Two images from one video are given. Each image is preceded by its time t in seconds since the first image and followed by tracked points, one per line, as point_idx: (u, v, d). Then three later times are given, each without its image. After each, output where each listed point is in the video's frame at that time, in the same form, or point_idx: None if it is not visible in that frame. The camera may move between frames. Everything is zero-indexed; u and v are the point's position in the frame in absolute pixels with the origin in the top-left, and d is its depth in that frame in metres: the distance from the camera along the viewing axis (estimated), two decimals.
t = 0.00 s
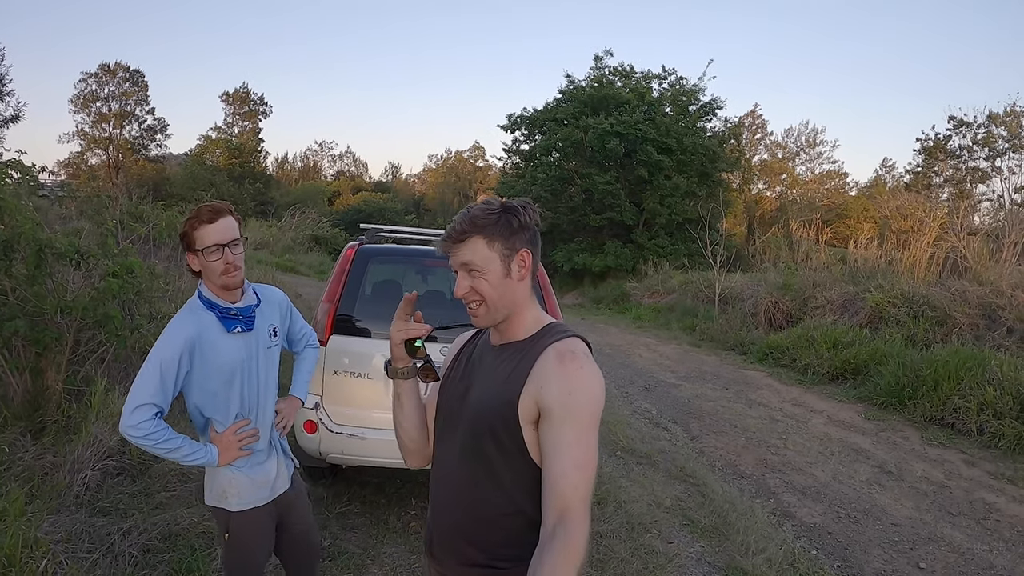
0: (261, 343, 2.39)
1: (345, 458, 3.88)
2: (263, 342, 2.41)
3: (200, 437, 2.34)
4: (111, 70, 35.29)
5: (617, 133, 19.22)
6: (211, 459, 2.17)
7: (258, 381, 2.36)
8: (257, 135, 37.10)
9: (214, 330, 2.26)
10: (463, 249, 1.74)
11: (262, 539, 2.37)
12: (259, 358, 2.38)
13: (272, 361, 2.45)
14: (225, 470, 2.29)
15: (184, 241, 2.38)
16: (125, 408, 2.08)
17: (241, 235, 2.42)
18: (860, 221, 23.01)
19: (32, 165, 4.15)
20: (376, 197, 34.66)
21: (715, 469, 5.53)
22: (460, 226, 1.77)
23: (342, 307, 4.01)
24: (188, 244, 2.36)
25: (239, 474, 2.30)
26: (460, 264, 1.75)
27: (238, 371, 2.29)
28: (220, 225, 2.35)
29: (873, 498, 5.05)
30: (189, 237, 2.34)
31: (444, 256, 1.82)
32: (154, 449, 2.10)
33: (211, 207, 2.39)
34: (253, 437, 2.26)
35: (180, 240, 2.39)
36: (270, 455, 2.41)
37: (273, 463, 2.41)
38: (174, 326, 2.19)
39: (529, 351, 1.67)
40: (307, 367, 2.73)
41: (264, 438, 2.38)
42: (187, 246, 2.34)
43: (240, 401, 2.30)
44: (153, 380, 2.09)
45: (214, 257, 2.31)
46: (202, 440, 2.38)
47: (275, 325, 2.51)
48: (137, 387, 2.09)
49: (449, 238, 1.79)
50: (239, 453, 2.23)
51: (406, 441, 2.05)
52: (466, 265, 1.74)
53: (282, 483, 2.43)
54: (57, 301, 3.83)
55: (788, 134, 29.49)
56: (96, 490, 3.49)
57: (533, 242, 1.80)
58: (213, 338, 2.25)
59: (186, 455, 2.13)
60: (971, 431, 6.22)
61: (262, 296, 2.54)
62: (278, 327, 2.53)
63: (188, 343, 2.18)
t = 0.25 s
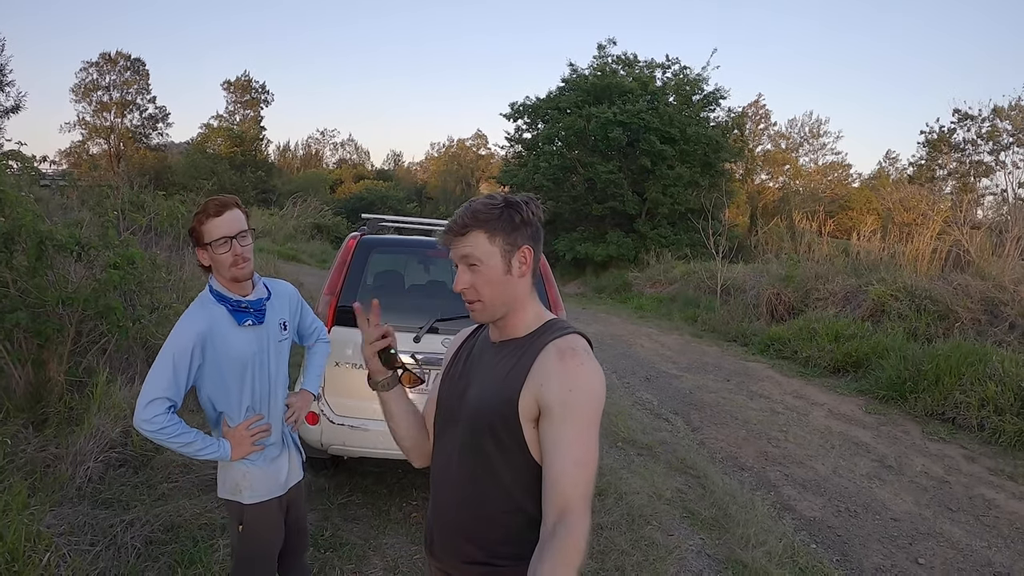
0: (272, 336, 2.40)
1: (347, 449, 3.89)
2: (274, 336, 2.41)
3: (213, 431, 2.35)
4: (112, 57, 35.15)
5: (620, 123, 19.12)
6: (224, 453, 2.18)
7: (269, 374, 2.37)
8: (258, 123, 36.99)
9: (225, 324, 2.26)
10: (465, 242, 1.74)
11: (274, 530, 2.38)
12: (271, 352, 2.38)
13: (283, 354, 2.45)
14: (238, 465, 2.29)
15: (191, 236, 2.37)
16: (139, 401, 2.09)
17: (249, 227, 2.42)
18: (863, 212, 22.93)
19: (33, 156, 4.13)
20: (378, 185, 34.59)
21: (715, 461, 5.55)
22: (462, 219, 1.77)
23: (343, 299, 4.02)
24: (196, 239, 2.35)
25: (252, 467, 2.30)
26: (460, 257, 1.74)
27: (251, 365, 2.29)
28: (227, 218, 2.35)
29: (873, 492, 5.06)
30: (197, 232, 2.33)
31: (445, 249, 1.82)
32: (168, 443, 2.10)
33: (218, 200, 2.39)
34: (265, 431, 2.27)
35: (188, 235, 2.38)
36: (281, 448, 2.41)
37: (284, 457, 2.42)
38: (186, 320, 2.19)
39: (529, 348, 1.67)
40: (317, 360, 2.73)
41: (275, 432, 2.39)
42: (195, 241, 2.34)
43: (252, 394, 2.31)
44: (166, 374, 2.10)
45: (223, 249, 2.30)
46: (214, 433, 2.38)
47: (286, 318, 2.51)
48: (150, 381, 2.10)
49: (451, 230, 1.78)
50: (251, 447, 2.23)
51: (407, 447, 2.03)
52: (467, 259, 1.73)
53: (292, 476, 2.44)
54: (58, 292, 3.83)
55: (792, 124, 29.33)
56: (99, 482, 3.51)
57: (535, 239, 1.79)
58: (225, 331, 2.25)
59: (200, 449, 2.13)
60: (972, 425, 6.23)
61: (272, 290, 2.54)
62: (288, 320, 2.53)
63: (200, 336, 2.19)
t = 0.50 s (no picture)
0: (275, 336, 2.39)
1: (342, 451, 3.88)
2: (277, 335, 2.40)
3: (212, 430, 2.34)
4: (109, 56, 35.08)
5: (617, 128, 19.19)
6: (224, 453, 2.17)
7: (271, 374, 2.36)
8: (255, 123, 36.95)
9: (230, 322, 2.26)
10: (467, 242, 1.75)
11: (270, 531, 2.37)
12: (273, 352, 2.37)
13: (284, 354, 2.45)
14: (236, 465, 2.28)
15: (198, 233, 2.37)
16: (143, 397, 2.08)
17: (257, 227, 2.42)
18: (858, 220, 23.04)
19: (30, 153, 4.12)
20: (374, 188, 34.57)
21: (710, 466, 5.56)
22: (465, 218, 1.77)
23: (341, 301, 4.02)
24: (203, 237, 2.35)
25: (249, 468, 2.29)
26: (461, 256, 1.75)
27: (253, 364, 2.29)
28: (235, 218, 2.35)
29: (867, 498, 5.08)
30: (205, 230, 2.33)
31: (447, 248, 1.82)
32: (169, 440, 2.09)
33: (227, 199, 2.39)
34: (264, 432, 2.26)
35: (196, 232, 2.38)
36: (280, 450, 2.41)
37: (282, 459, 2.41)
38: (192, 317, 2.19)
39: (528, 351, 1.67)
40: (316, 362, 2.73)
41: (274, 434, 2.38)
42: (202, 238, 2.33)
43: (253, 394, 2.30)
44: (170, 371, 2.09)
45: (230, 248, 2.30)
46: (212, 432, 2.37)
47: (288, 319, 2.51)
48: (154, 377, 2.09)
49: (453, 229, 1.79)
50: (250, 448, 2.23)
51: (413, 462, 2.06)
52: (468, 258, 1.74)
53: (289, 478, 2.43)
54: (53, 290, 3.82)
55: (788, 132, 29.48)
56: (93, 481, 3.49)
57: (536, 243, 1.79)
58: (229, 329, 2.25)
59: (201, 448, 2.12)
60: (965, 433, 6.26)
61: (276, 290, 2.54)
62: (291, 320, 2.53)
63: (206, 333, 2.18)
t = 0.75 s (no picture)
0: (274, 332, 2.40)
1: (342, 448, 3.88)
2: (276, 331, 2.41)
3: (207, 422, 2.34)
4: (116, 49, 35.14)
5: (621, 132, 19.20)
6: (218, 447, 2.18)
7: (268, 369, 2.37)
8: (260, 119, 36.99)
9: (231, 316, 2.26)
10: (464, 247, 1.75)
11: (264, 527, 2.37)
12: (271, 347, 2.38)
13: (283, 350, 2.46)
14: (229, 459, 2.29)
15: (206, 225, 2.38)
16: (140, 386, 2.08)
17: (265, 222, 2.43)
18: (861, 228, 23.02)
19: (36, 144, 4.13)
20: (377, 186, 34.59)
21: (708, 471, 5.55)
22: (461, 224, 1.77)
23: (343, 298, 4.02)
24: (211, 228, 2.36)
25: (242, 463, 2.29)
26: (460, 262, 1.75)
27: (251, 359, 2.30)
28: (245, 212, 2.36)
29: (864, 506, 5.08)
30: (213, 222, 2.34)
31: (445, 254, 1.83)
32: (164, 431, 2.10)
33: (236, 193, 2.40)
34: (259, 427, 2.26)
35: (203, 222, 2.39)
36: (274, 445, 2.41)
37: (276, 454, 2.41)
38: (193, 309, 2.19)
39: (528, 352, 1.67)
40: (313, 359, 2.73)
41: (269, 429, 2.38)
42: (210, 230, 2.35)
43: (250, 389, 2.31)
44: (170, 361, 2.10)
45: (237, 242, 2.31)
46: (207, 424, 2.38)
47: (288, 315, 2.51)
48: (153, 367, 2.09)
49: (449, 236, 1.79)
50: (244, 442, 2.23)
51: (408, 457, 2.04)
52: (467, 264, 1.74)
53: (283, 474, 2.43)
54: (56, 281, 3.83)
55: (792, 139, 29.48)
56: (92, 473, 3.50)
57: (534, 242, 1.80)
58: (230, 323, 2.25)
59: (195, 441, 2.13)
60: (964, 443, 6.25)
61: (278, 286, 2.55)
62: (291, 317, 2.53)
63: (207, 325, 2.19)
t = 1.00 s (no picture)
0: (268, 338, 2.40)
1: (342, 449, 3.88)
2: (270, 337, 2.41)
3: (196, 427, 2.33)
4: (115, 52, 35.15)
5: (620, 133, 19.23)
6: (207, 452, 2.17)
7: (260, 375, 2.37)
8: (259, 122, 37.00)
9: (225, 320, 2.26)
10: (464, 247, 1.75)
11: (255, 531, 2.37)
12: (265, 353, 2.38)
13: (275, 356, 2.46)
14: (219, 464, 2.28)
15: (201, 227, 2.38)
16: (131, 390, 2.07)
17: (262, 227, 2.44)
18: (859, 229, 23.04)
19: (35, 146, 4.13)
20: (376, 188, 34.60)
21: (708, 472, 5.56)
22: (461, 223, 1.78)
23: (343, 300, 4.03)
24: (207, 231, 2.36)
25: (231, 469, 2.29)
26: (459, 261, 1.75)
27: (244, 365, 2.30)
28: (242, 216, 2.36)
29: (864, 506, 5.08)
30: (209, 225, 2.34)
31: (444, 254, 1.83)
32: (154, 436, 2.08)
33: (234, 196, 2.40)
34: (249, 433, 2.27)
35: (199, 225, 2.38)
36: (264, 451, 2.41)
37: (267, 460, 2.41)
38: (187, 312, 2.19)
39: (528, 352, 1.68)
40: (301, 367, 2.73)
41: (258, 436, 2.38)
42: (205, 233, 2.34)
43: (242, 394, 2.30)
44: (163, 365, 2.09)
45: (234, 246, 2.31)
46: (196, 430, 2.37)
47: (281, 321, 2.52)
48: (145, 370, 2.08)
49: (449, 236, 1.80)
50: (234, 448, 2.23)
51: (402, 455, 2.04)
52: (466, 263, 1.74)
53: (273, 480, 2.42)
54: (56, 283, 3.83)
55: (791, 140, 29.53)
56: (92, 475, 3.49)
57: (534, 242, 1.80)
58: (224, 327, 2.26)
59: (185, 445, 2.12)
60: (964, 443, 6.26)
61: (272, 292, 2.55)
62: (284, 324, 2.54)
63: (201, 330, 2.18)
